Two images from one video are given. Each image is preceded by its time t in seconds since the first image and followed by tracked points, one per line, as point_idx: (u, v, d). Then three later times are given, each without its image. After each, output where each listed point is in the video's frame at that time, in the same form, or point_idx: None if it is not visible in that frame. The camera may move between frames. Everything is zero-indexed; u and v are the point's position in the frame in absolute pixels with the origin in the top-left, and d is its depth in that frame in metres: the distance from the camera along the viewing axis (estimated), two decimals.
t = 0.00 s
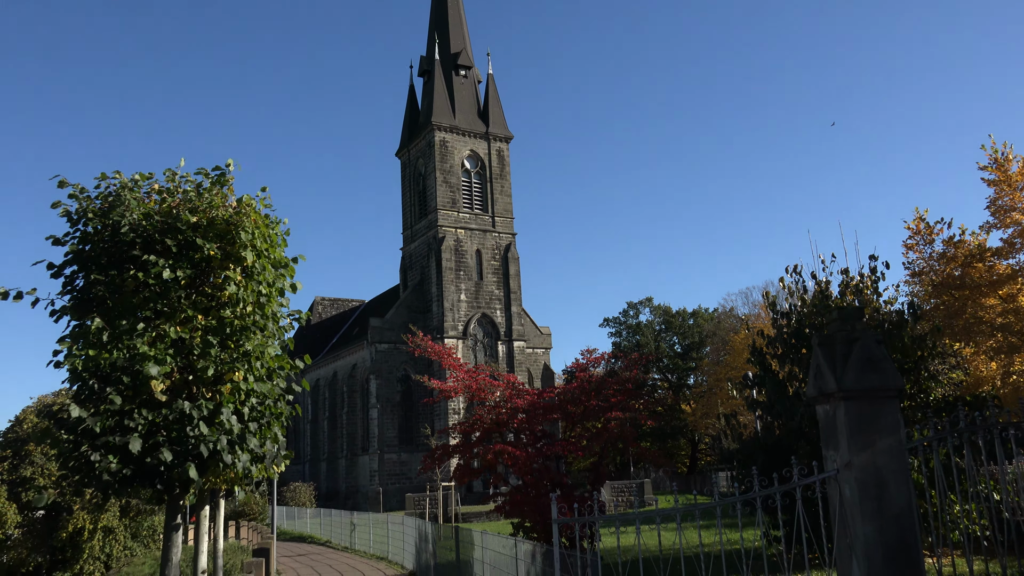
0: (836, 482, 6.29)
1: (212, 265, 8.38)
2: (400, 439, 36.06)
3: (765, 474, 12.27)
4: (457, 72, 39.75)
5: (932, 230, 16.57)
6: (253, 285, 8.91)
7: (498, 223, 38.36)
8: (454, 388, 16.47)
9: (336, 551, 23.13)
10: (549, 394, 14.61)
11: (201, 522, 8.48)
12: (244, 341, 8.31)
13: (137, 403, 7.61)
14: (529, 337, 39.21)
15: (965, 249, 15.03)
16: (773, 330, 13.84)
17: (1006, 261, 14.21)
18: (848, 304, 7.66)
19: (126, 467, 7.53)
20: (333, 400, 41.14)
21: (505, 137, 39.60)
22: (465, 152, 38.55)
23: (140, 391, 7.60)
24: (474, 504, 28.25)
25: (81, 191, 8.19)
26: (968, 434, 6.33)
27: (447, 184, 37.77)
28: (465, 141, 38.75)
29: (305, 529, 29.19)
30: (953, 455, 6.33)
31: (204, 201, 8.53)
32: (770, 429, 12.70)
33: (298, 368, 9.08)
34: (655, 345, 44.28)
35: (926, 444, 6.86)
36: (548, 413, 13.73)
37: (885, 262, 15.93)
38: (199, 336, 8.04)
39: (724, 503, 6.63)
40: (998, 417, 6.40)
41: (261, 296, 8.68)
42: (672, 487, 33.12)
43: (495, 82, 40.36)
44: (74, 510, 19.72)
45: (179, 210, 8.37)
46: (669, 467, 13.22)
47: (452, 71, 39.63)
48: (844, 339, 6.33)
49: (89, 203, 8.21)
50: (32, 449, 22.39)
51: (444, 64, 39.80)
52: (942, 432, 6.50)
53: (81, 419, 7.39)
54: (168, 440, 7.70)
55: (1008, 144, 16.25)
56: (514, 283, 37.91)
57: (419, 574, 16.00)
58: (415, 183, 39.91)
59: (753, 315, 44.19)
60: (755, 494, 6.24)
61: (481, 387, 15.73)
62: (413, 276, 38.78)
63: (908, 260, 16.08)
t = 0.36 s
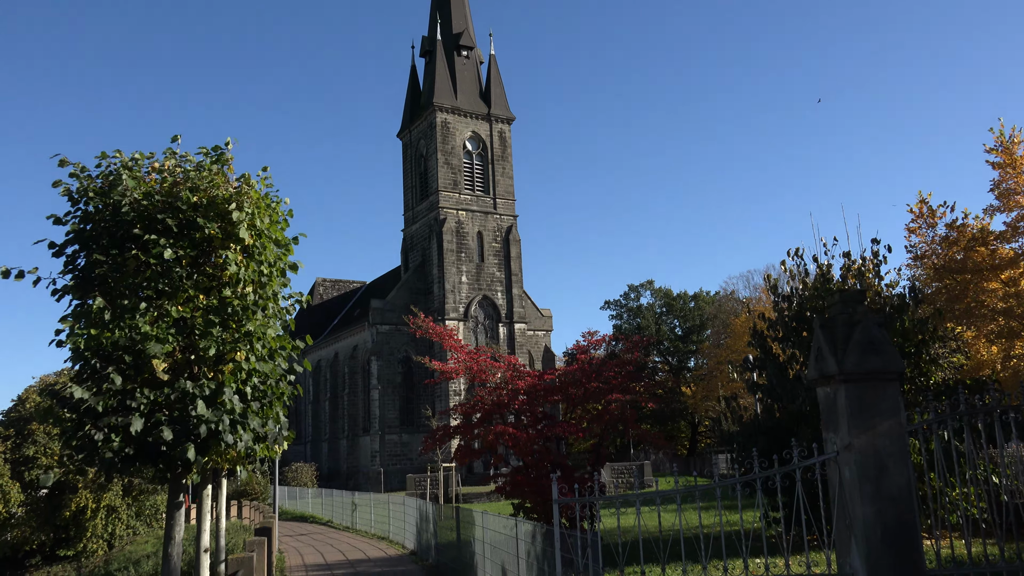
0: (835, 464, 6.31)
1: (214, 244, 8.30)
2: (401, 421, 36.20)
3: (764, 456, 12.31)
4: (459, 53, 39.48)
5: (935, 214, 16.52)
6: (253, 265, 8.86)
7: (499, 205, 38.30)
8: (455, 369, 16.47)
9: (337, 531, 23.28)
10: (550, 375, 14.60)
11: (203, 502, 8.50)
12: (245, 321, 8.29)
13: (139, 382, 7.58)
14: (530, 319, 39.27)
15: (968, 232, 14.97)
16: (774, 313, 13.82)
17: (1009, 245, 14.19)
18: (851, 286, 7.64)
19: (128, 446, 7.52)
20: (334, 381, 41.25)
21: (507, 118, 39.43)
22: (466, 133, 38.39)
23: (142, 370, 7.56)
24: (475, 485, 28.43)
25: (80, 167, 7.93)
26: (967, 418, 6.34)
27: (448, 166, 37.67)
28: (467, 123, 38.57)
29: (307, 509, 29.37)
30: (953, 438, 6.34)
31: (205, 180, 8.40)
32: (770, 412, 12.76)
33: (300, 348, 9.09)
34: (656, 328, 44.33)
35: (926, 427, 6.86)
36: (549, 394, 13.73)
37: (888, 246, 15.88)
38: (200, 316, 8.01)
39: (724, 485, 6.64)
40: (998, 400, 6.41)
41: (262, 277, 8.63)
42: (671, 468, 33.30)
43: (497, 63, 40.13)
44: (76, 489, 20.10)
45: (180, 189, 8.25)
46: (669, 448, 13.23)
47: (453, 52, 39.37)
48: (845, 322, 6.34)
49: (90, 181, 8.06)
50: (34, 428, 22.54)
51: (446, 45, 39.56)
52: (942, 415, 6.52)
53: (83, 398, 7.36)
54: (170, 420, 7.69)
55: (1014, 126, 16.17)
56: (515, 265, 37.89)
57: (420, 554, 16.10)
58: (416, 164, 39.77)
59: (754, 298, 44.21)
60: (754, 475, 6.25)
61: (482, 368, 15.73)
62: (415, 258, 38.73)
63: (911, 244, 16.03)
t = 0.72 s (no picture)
0: (835, 445, 6.33)
1: (216, 230, 8.22)
2: (404, 405, 36.33)
3: (767, 438, 12.35)
4: (460, 36, 39.27)
5: (939, 195, 16.46)
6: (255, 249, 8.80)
7: (502, 189, 38.23)
8: (458, 353, 16.46)
9: (342, 514, 23.45)
10: (553, 359, 14.60)
11: (208, 486, 8.54)
12: (249, 306, 8.25)
13: (144, 367, 7.52)
14: (533, 303, 39.31)
15: (974, 214, 14.91)
16: (778, 296, 13.80)
17: (1014, 227, 14.13)
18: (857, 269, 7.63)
19: (133, 431, 7.48)
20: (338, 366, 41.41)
21: (508, 102, 39.26)
22: (468, 117, 38.25)
23: (146, 354, 7.51)
24: (479, 469, 28.57)
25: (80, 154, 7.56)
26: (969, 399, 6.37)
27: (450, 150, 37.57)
28: (468, 106, 38.42)
29: (312, 493, 29.54)
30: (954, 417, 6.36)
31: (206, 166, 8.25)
32: (773, 395, 12.80)
33: (304, 333, 9.08)
34: (659, 311, 44.33)
35: (929, 409, 6.86)
36: (552, 378, 13.72)
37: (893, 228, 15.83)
38: (204, 301, 7.95)
39: (726, 467, 6.65)
40: (1002, 381, 6.40)
41: (263, 262, 8.58)
42: (674, 451, 33.43)
43: (498, 46, 39.91)
44: (82, 475, 20.65)
45: (182, 174, 8.11)
46: (672, 431, 13.24)
47: (455, 35, 39.15)
48: (849, 304, 6.33)
49: (91, 166, 7.92)
50: (40, 414, 22.74)
51: (447, 28, 39.35)
52: (944, 398, 6.50)
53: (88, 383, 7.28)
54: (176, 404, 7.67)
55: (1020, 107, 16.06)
56: (518, 249, 37.85)
57: (425, 537, 16.20)
58: (418, 149, 39.65)
59: (758, 281, 44.14)
60: (757, 457, 6.27)
61: (486, 353, 15.72)
62: (417, 243, 38.71)
63: (915, 226, 15.98)
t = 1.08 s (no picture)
0: (839, 424, 6.32)
1: (220, 208, 7.64)
2: (409, 384, 36.46)
3: (771, 417, 12.39)
4: (464, 14, 38.97)
5: (946, 174, 16.36)
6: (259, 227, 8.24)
7: (506, 169, 38.09)
8: (462, 333, 16.42)
9: (347, 492, 23.64)
10: (558, 338, 14.54)
11: (214, 464, 8.58)
12: (255, 284, 7.73)
13: (149, 345, 7.09)
14: (537, 283, 39.32)
15: (980, 193, 14.85)
16: (782, 275, 13.77)
17: (1020, 206, 14.08)
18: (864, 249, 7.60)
19: (139, 409, 7.08)
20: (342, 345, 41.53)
21: (513, 81, 39.03)
22: (472, 96, 38.05)
23: (151, 331, 7.07)
24: (483, 447, 28.75)
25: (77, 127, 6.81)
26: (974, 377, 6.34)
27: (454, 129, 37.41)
28: (472, 85, 38.20)
29: (317, 471, 29.75)
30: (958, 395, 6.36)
31: (210, 142, 7.64)
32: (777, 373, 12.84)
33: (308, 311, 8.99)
34: (663, 291, 44.32)
35: (934, 388, 6.85)
36: (556, 356, 13.67)
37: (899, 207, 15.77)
38: (209, 279, 7.45)
39: (731, 445, 6.67)
40: (1006, 360, 6.38)
41: (268, 239, 8.05)
42: (677, 430, 33.61)
43: (502, 25, 39.61)
44: (89, 452, 20.60)
45: (185, 150, 7.50)
46: (675, 410, 13.26)
47: (458, 13, 38.85)
48: (855, 283, 6.31)
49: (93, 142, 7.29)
50: (46, 393, 22.92)
51: (450, 7, 39.03)
52: (948, 376, 6.48)
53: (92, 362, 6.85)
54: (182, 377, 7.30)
55: None
56: (522, 229, 37.78)
57: (429, 514, 16.31)
58: (422, 128, 39.48)
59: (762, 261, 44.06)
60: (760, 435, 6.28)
61: (490, 332, 15.73)
62: (421, 222, 38.67)
63: (921, 205, 15.92)
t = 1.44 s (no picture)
0: (841, 397, 6.33)
1: (221, 179, 7.48)
2: (411, 355, 36.59)
3: (773, 389, 12.46)
4: None
5: (952, 146, 16.23)
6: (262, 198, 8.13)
7: (509, 141, 37.86)
8: (465, 305, 16.42)
9: (350, 462, 23.82)
10: (560, 311, 14.49)
11: (219, 434, 8.62)
12: (257, 254, 7.63)
13: (152, 315, 6.97)
14: (540, 256, 39.29)
15: (985, 166, 14.75)
16: (786, 249, 13.71)
17: None
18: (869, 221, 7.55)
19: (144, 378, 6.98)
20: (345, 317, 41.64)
21: (516, 52, 38.68)
22: (475, 67, 37.68)
23: (154, 302, 6.93)
24: (485, 419, 28.91)
25: (80, 98, 6.62)
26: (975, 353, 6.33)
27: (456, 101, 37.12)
28: (475, 56, 37.82)
29: (321, 442, 29.98)
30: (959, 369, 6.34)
31: (212, 111, 7.47)
32: (779, 346, 12.87)
33: (310, 282, 8.90)
34: (666, 264, 44.29)
35: (936, 362, 6.85)
36: (558, 329, 13.66)
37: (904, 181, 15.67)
38: (211, 250, 7.34)
39: (732, 418, 6.69)
40: (1009, 334, 6.37)
41: (269, 210, 7.90)
42: (679, 403, 33.79)
43: None
44: (93, 422, 21.01)
45: (187, 120, 7.31)
46: (677, 383, 13.28)
47: None
48: (859, 256, 6.29)
49: (95, 114, 7.09)
50: (51, 362, 23.05)
51: None
52: (951, 350, 6.45)
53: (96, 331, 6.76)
54: (184, 351, 7.11)
55: None
56: (525, 201, 37.64)
57: (432, 484, 16.43)
58: (424, 99, 39.16)
59: (766, 234, 43.92)
60: (762, 407, 6.29)
61: (493, 304, 15.71)
62: (424, 194, 38.56)
63: (926, 179, 15.82)
